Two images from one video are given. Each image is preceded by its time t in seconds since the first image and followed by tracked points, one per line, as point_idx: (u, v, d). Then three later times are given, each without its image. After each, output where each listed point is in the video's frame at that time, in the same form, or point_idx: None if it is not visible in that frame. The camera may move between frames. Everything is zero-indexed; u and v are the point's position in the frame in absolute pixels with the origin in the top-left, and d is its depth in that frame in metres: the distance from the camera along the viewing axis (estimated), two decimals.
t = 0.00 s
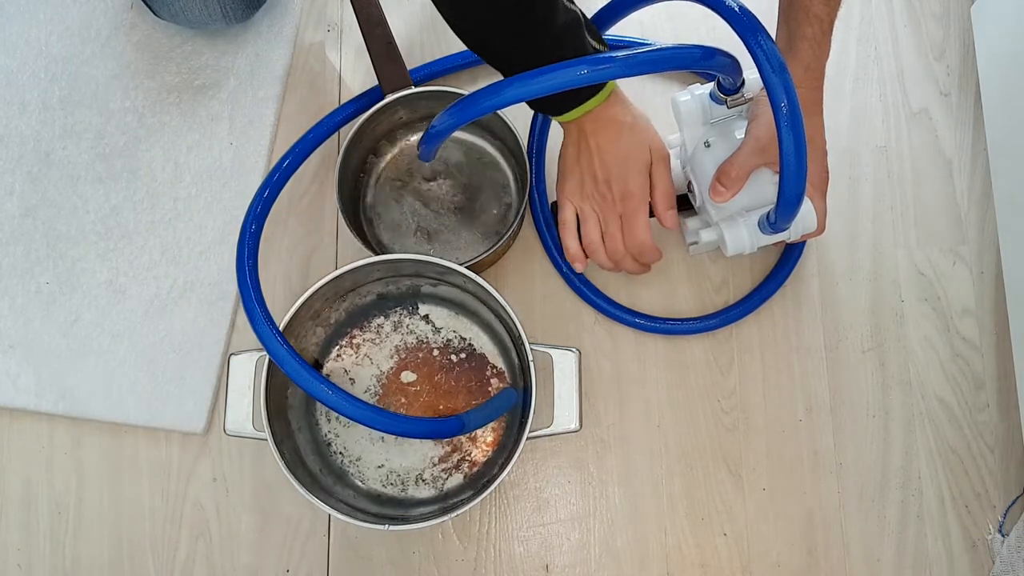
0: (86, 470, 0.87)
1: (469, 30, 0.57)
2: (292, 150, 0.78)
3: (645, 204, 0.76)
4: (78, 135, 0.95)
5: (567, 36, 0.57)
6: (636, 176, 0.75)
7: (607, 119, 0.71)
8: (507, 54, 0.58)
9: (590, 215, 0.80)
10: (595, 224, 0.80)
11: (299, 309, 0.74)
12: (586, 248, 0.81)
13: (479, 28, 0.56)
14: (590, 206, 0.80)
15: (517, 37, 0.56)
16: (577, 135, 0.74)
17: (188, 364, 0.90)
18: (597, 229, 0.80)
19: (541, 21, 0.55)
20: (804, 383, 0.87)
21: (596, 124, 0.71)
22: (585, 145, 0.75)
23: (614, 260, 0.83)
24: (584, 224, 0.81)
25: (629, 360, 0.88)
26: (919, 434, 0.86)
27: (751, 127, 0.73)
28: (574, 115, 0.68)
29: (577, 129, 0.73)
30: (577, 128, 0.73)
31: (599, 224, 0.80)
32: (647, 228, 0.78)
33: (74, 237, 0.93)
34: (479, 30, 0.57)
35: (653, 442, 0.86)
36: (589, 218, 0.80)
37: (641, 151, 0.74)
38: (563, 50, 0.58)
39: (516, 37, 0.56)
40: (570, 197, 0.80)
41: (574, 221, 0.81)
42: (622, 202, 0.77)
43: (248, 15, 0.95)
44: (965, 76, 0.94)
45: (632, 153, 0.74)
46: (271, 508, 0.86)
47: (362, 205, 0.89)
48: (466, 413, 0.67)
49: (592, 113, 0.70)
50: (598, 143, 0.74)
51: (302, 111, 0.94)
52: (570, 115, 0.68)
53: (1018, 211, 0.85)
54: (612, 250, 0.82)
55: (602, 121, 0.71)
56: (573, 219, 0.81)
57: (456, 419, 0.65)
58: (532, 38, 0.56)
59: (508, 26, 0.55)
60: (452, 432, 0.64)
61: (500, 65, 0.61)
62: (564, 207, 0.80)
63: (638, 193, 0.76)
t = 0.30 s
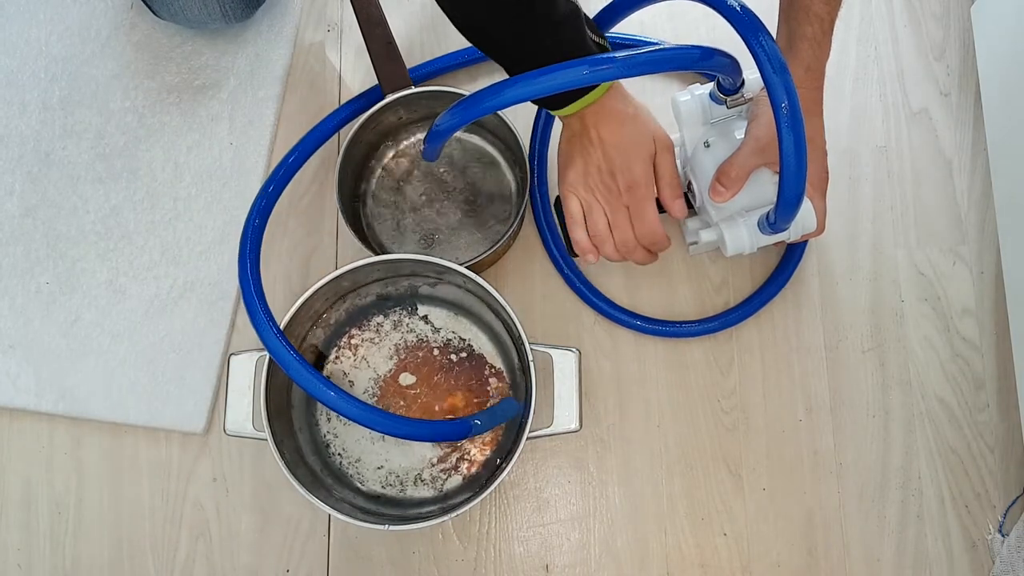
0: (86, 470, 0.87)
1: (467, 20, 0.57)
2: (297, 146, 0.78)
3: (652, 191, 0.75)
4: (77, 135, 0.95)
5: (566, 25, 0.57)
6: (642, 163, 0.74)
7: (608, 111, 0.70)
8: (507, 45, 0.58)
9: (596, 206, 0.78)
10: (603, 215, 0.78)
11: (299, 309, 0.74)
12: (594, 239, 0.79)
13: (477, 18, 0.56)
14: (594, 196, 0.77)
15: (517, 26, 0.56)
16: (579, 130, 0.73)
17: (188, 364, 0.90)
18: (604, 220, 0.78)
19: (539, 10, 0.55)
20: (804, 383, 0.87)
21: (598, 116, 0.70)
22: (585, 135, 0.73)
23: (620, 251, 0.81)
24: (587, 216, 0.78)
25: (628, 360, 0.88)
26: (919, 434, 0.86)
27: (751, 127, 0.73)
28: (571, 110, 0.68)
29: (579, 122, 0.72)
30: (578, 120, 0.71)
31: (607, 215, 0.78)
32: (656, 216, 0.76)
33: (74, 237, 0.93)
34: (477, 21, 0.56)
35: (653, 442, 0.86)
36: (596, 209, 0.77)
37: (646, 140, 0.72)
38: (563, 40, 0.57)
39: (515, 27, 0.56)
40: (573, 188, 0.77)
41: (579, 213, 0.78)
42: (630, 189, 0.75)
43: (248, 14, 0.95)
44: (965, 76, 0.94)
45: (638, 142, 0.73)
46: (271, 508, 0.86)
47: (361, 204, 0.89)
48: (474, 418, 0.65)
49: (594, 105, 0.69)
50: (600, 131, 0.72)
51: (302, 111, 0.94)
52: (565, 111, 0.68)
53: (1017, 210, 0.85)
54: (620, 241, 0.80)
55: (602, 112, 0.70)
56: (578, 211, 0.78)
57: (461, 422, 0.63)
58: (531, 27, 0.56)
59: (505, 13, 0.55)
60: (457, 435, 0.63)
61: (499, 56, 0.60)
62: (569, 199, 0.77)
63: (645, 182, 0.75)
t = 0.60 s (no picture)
0: (86, 471, 0.87)
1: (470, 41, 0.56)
2: (301, 144, 0.78)
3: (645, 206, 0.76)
4: (77, 136, 0.95)
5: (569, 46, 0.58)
6: (638, 177, 0.75)
7: (608, 125, 0.72)
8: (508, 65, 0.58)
9: (591, 217, 0.79)
10: (597, 227, 0.79)
11: (299, 310, 0.74)
12: (587, 249, 0.79)
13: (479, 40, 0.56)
14: (589, 207, 0.79)
15: (523, 50, 0.56)
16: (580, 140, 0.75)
17: (188, 365, 0.90)
18: (597, 231, 0.79)
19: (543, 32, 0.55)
20: (804, 383, 0.87)
21: (598, 128, 0.72)
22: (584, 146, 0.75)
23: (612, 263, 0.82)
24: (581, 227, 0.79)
25: (628, 360, 0.88)
26: (919, 434, 0.86)
27: (750, 127, 0.73)
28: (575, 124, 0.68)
29: (578, 135, 0.74)
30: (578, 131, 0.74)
31: (601, 226, 0.79)
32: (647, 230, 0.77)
33: (74, 238, 0.93)
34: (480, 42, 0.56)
35: (653, 442, 0.86)
36: (590, 220, 0.79)
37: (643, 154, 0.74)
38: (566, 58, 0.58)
39: (520, 46, 0.56)
40: (568, 197, 0.79)
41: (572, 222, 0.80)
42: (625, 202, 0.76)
43: (247, 15, 0.95)
44: (965, 76, 0.94)
45: (635, 156, 0.74)
46: (271, 508, 0.86)
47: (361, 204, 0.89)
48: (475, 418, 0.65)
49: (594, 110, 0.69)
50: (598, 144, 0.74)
51: (302, 112, 0.94)
52: (570, 124, 0.68)
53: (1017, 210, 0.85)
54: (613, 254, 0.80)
55: (603, 128, 0.72)
56: (571, 219, 0.79)
57: (462, 424, 0.63)
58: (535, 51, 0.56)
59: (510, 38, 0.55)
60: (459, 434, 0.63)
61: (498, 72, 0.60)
62: (563, 207, 0.79)
63: (639, 196, 0.76)
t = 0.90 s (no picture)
0: (86, 471, 0.87)
1: (468, 46, 0.58)
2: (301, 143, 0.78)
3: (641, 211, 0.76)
4: (77, 136, 0.95)
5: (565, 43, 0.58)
6: (633, 183, 0.74)
7: (600, 125, 0.70)
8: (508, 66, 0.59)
9: (589, 222, 0.80)
10: (594, 230, 0.80)
11: (299, 309, 0.74)
12: (584, 253, 0.81)
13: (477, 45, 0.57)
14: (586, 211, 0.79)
15: (522, 53, 0.57)
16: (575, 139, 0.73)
17: (187, 366, 0.90)
18: (594, 235, 0.80)
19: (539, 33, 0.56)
20: (804, 383, 0.87)
21: (592, 130, 0.71)
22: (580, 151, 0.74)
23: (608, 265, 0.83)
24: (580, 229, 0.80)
25: (628, 360, 0.88)
26: (919, 433, 0.86)
27: (751, 126, 0.73)
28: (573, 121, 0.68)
29: (573, 135, 0.73)
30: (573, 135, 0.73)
31: (598, 231, 0.80)
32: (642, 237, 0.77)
33: (74, 238, 0.93)
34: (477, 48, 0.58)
35: (653, 442, 0.86)
36: (587, 225, 0.79)
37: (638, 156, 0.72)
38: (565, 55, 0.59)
39: (519, 47, 0.57)
40: (568, 201, 0.80)
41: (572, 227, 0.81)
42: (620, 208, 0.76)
43: (247, 15, 0.95)
44: (965, 76, 0.94)
45: (630, 158, 0.73)
46: (271, 508, 0.86)
47: (361, 204, 0.89)
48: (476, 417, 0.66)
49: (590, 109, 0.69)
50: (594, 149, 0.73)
51: (302, 112, 0.94)
52: (565, 123, 0.68)
53: (1017, 210, 0.85)
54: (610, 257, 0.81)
55: (597, 129, 0.71)
56: (570, 224, 0.80)
57: (462, 424, 0.63)
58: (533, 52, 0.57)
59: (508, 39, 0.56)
60: (459, 433, 0.63)
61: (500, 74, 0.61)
62: (562, 211, 0.80)
63: (634, 199, 0.75)
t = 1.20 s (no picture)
0: (86, 471, 0.87)
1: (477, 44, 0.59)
2: (306, 140, 0.78)
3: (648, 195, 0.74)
4: (77, 136, 0.95)
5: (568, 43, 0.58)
6: (639, 167, 0.73)
7: (603, 112, 0.69)
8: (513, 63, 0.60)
9: (596, 208, 0.78)
10: (601, 218, 0.78)
11: (299, 310, 0.74)
12: (594, 241, 0.80)
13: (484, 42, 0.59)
14: (593, 198, 0.77)
15: (521, 53, 0.58)
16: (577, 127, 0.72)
17: (187, 366, 0.90)
18: (603, 222, 0.78)
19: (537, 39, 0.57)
20: (804, 383, 0.87)
21: (595, 117, 0.69)
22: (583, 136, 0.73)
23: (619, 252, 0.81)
24: (588, 217, 0.78)
25: (628, 360, 0.88)
26: (919, 433, 0.86)
27: (751, 127, 0.73)
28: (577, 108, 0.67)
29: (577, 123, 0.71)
30: (575, 121, 0.71)
31: (605, 217, 0.78)
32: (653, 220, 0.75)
33: (74, 238, 0.93)
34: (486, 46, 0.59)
35: (653, 442, 0.86)
36: (595, 212, 0.78)
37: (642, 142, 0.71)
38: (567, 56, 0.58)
39: (519, 48, 0.57)
40: (572, 189, 0.78)
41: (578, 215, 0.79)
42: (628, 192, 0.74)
43: (246, 15, 0.95)
44: (965, 76, 0.94)
45: (635, 141, 0.71)
46: (271, 508, 0.86)
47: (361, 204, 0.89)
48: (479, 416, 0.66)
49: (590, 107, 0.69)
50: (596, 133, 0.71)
51: (302, 112, 0.94)
52: (565, 112, 0.68)
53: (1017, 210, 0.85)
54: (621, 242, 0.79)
55: (600, 114, 0.69)
56: (576, 212, 0.78)
57: (463, 425, 0.63)
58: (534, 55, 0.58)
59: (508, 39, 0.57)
60: (461, 433, 0.63)
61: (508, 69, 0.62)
62: (567, 200, 0.78)
63: (642, 181, 0.73)
